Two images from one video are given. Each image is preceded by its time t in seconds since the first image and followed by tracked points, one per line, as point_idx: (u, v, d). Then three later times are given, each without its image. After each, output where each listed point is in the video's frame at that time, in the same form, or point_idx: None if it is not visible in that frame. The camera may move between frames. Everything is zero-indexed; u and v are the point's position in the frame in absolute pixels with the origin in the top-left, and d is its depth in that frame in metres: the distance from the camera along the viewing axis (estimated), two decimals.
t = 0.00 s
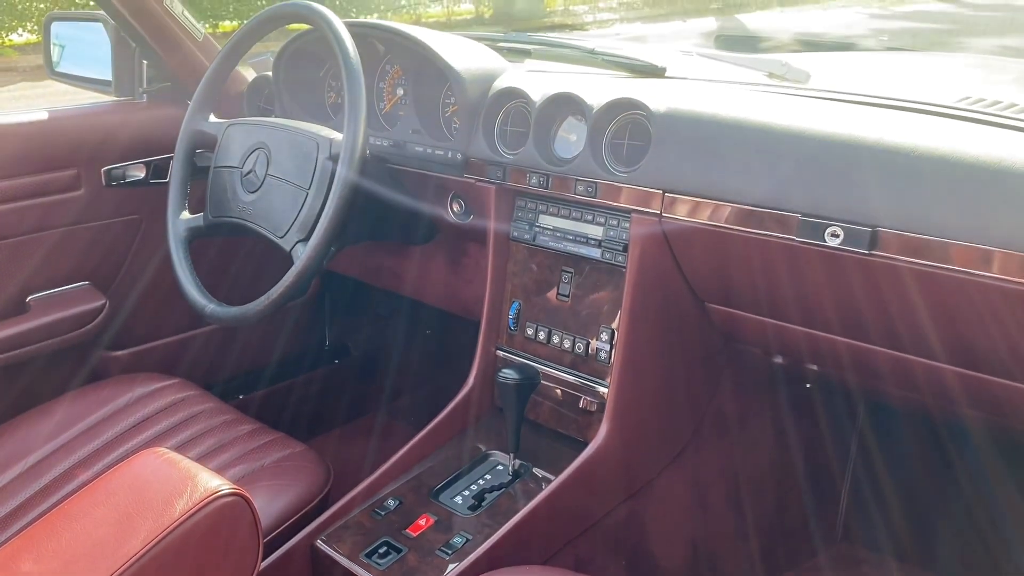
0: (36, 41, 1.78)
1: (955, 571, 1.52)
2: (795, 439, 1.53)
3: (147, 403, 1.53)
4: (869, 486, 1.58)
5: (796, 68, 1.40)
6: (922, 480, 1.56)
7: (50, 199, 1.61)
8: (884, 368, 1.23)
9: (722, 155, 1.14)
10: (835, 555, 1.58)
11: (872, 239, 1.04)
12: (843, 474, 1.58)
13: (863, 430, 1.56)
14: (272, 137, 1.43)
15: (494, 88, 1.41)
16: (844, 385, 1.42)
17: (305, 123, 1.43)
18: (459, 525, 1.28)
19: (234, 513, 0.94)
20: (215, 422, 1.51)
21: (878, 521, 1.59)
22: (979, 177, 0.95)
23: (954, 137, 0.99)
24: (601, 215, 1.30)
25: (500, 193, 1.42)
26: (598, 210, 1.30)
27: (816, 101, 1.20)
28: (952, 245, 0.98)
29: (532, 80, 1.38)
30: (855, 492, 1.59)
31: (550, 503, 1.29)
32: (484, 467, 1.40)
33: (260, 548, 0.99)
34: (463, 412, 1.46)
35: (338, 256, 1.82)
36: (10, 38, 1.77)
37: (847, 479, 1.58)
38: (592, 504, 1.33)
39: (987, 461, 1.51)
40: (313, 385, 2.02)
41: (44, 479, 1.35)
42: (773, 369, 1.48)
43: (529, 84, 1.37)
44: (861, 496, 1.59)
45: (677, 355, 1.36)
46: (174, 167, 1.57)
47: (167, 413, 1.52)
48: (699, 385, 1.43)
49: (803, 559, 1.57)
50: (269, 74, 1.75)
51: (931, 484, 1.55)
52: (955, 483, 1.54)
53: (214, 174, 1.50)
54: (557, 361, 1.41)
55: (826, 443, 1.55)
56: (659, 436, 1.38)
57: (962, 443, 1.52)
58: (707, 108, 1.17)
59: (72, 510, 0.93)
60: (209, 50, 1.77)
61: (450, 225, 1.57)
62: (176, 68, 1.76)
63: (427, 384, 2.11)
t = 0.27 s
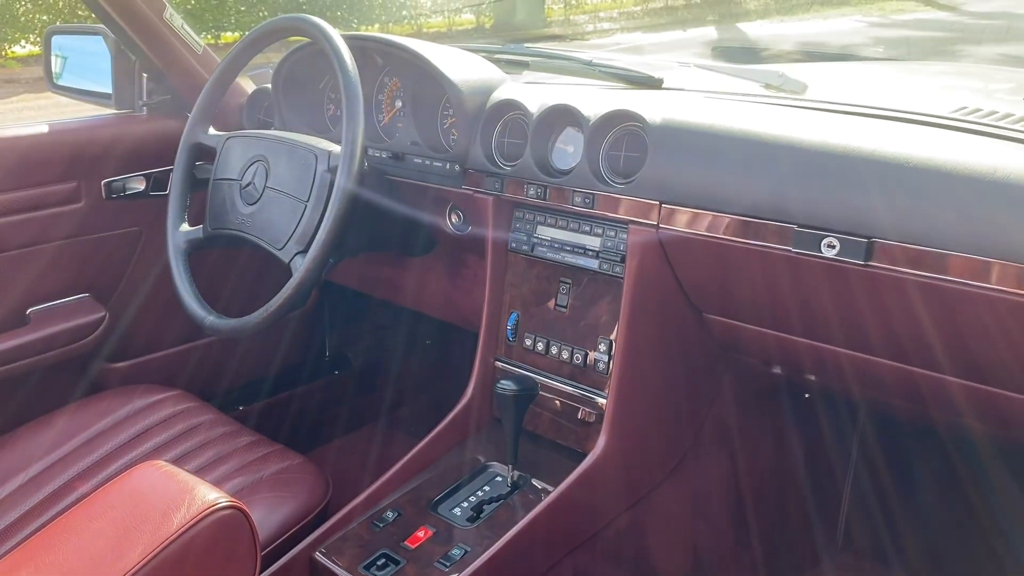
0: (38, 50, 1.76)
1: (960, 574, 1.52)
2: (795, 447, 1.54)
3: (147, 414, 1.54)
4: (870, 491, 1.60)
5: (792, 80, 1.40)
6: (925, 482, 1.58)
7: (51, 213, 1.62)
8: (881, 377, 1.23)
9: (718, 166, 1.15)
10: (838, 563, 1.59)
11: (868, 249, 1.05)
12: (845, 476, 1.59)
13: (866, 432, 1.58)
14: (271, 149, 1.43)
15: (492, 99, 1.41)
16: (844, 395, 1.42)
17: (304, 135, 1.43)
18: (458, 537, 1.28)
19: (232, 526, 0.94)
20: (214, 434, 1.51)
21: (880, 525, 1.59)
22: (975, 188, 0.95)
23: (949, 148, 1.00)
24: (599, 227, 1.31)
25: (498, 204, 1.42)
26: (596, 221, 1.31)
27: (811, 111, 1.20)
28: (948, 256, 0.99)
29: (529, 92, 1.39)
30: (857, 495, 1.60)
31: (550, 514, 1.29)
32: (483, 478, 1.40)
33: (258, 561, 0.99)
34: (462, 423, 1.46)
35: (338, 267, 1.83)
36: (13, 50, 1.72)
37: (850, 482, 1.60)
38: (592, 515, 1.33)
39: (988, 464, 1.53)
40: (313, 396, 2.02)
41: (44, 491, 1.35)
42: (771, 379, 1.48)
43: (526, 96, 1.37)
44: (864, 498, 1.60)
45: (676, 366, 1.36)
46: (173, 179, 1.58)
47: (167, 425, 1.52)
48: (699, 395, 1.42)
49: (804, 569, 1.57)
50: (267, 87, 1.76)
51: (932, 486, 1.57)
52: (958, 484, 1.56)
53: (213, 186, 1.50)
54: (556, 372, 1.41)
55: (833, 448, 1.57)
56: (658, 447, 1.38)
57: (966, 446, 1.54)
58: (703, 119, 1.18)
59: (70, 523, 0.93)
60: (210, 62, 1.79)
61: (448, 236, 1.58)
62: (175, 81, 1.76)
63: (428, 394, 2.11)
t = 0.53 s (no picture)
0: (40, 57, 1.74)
1: None
2: (794, 455, 1.55)
3: (146, 424, 1.54)
4: (870, 495, 1.60)
5: (788, 88, 1.41)
6: (924, 487, 1.58)
7: (50, 223, 1.62)
8: (878, 385, 1.23)
9: (713, 175, 1.15)
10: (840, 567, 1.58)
11: (864, 258, 1.05)
12: (846, 482, 1.59)
13: (867, 437, 1.58)
14: (268, 159, 1.44)
15: (488, 108, 1.42)
16: (841, 402, 1.42)
17: (301, 145, 1.44)
18: (456, 546, 1.28)
19: (229, 536, 0.94)
20: (213, 443, 1.51)
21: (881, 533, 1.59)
22: (969, 197, 0.96)
23: (943, 157, 1.01)
24: (596, 235, 1.31)
25: (496, 213, 1.42)
26: (593, 229, 1.31)
27: (807, 120, 1.21)
28: (944, 265, 0.99)
29: (526, 101, 1.39)
30: (857, 500, 1.60)
31: (548, 522, 1.29)
32: (481, 488, 1.40)
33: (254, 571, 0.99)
34: (460, 432, 1.46)
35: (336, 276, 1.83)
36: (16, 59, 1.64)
37: (850, 487, 1.60)
38: (591, 523, 1.33)
39: (989, 470, 1.53)
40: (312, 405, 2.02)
41: (42, 501, 1.35)
42: (769, 388, 1.48)
43: (523, 105, 1.38)
44: (864, 504, 1.60)
45: (673, 374, 1.36)
46: (172, 190, 1.58)
47: (165, 434, 1.52)
48: (698, 403, 1.42)
49: None
50: (265, 97, 1.76)
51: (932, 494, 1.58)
52: (958, 491, 1.56)
53: (211, 196, 1.51)
54: (553, 381, 1.41)
55: (831, 455, 1.57)
56: (657, 455, 1.38)
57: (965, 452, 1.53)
58: (699, 127, 1.18)
59: (67, 535, 0.93)
60: (207, 73, 1.81)
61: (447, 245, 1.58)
62: (174, 92, 1.77)
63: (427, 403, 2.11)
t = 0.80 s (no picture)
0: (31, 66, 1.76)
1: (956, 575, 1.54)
2: (790, 462, 1.54)
3: (141, 433, 1.53)
4: (868, 498, 1.61)
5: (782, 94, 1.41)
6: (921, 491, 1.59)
7: (44, 232, 1.62)
8: (871, 393, 1.23)
9: (707, 184, 1.15)
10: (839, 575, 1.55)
11: (856, 266, 1.05)
12: (844, 486, 1.58)
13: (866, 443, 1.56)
14: (262, 168, 1.43)
15: (482, 116, 1.42)
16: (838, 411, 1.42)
17: (295, 154, 1.44)
18: (450, 556, 1.27)
19: (221, 548, 0.93)
20: (208, 453, 1.51)
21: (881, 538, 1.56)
22: (960, 207, 0.96)
23: (933, 166, 1.01)
24: (590, 244, 1.30)
25: (489, 221, 1.42)
26: (587, 238, 1.30)
27: (798, 127, 1.20)
28: (936, 273, 0.99)
29: (519, 109, 1.39)
30: (854, 506, 1.60)
31: (544, 532, 1.28)
32: (476, 497, 1.40)
33: None
34: (455, 441, 1.45)
35: (332, 285, 1.83)
36: (15, 67, 1.70)
37: (848, 492, 1.59)
38: (588, 532, 1.33)
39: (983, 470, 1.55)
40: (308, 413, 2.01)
41: (36, 512, 1.35)
42: (765, 395, 1.48)
43: (515, 113, 1.38)
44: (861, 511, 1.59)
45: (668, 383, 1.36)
46: (166, 199, 1.58)
47: (160, 444, 1.52)
48: (693, 412, 1.42)
49: None
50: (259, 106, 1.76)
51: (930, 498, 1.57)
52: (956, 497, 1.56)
53: (205, 206, 1.51)
54: (547, 390, 1.40)
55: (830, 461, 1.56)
56: (652, 464, 1.38)
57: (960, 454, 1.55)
58: (691, 135, 1.18)
59: (58, 547, 0.93)
60: (203, 82, 1.81)
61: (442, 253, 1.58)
62: (169, 101, 1.77)
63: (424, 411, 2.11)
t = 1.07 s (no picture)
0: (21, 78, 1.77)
1: None
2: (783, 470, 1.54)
3: (131, 445, 1.53)
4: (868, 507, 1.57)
5: (772, 102, 1.40)
6: (917, 495, 1.57)
7: (33, 243, 1.62)
8: (864, 400, 1.23)
9: (695, 192, 1.15)
10: None
11: (844, 274, 1.05)
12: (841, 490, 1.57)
13: (861, 449, 1.56)
14: (251, 178, 1.43)
15: (471, 125, 1.41)
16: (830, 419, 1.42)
17: (285, 164, 1.43)
18: (441, 568, 1.26)
19: (206, 562, 0.92)
20: (199, 464, 1.50)
21: (879, 544, 1.55)
22: (946, 214, 0.96)
23: (920, 173, 1.01)
24: (580, 252, 1.30)
25: (479, 230, 1.42)
26: (577, 246, 1.30)
27: (786, 134, 1.20)
28: (925, 282, 0.99)
29: (508, 117, 1.39)
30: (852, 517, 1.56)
31: (535, 540, 1.27)
32: (466, 508, 1.39)
33: None
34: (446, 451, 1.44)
35: (325, 295, 1.83)
36: (15, 75, 1.76)
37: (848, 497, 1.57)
38: (580, 541, 1.32)
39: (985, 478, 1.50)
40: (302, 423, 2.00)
41: (23, 526, 1.34)
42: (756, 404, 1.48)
43: (504, 121, 1.37)
44: (860, 520, 1.56)
45: (658, 392, 1.36)
46: (156, 209, 1.57)
47: (150, 455, 1.51)
48: (683, 420, 1.42)
49: None
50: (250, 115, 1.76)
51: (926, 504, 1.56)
52: (952, 502, 1.55)
53: (195, 216, 1.50)
54: (538, 399, 1.40)
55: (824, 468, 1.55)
56: (643, 473, 1.37)
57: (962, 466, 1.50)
58: (678, 143, 1.18)
59: (41, 563, 0.92)
60: (193, 91, 1.81)
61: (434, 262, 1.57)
62: (159, 111, 1.77)
63: (419, 419, 2.10)
